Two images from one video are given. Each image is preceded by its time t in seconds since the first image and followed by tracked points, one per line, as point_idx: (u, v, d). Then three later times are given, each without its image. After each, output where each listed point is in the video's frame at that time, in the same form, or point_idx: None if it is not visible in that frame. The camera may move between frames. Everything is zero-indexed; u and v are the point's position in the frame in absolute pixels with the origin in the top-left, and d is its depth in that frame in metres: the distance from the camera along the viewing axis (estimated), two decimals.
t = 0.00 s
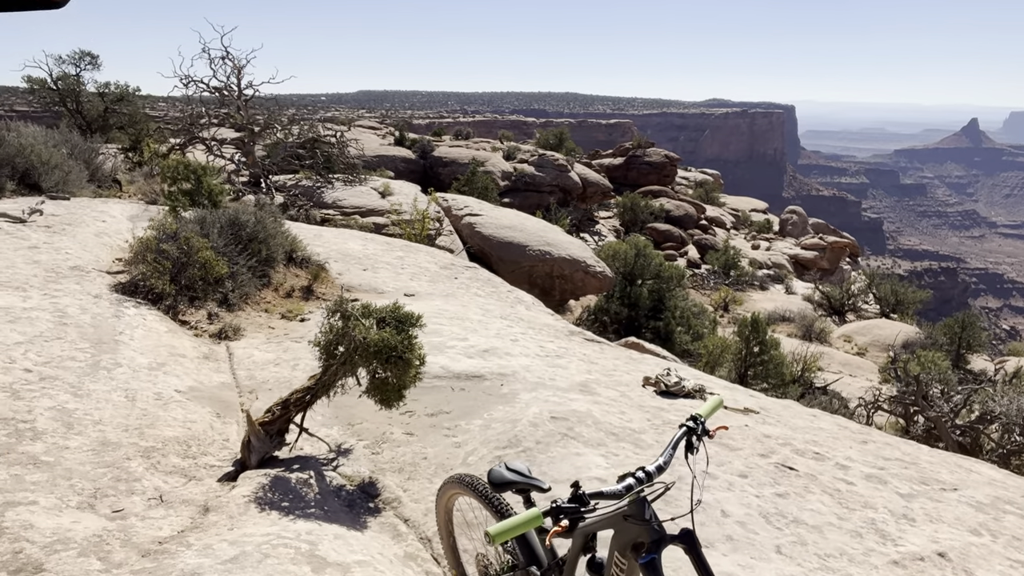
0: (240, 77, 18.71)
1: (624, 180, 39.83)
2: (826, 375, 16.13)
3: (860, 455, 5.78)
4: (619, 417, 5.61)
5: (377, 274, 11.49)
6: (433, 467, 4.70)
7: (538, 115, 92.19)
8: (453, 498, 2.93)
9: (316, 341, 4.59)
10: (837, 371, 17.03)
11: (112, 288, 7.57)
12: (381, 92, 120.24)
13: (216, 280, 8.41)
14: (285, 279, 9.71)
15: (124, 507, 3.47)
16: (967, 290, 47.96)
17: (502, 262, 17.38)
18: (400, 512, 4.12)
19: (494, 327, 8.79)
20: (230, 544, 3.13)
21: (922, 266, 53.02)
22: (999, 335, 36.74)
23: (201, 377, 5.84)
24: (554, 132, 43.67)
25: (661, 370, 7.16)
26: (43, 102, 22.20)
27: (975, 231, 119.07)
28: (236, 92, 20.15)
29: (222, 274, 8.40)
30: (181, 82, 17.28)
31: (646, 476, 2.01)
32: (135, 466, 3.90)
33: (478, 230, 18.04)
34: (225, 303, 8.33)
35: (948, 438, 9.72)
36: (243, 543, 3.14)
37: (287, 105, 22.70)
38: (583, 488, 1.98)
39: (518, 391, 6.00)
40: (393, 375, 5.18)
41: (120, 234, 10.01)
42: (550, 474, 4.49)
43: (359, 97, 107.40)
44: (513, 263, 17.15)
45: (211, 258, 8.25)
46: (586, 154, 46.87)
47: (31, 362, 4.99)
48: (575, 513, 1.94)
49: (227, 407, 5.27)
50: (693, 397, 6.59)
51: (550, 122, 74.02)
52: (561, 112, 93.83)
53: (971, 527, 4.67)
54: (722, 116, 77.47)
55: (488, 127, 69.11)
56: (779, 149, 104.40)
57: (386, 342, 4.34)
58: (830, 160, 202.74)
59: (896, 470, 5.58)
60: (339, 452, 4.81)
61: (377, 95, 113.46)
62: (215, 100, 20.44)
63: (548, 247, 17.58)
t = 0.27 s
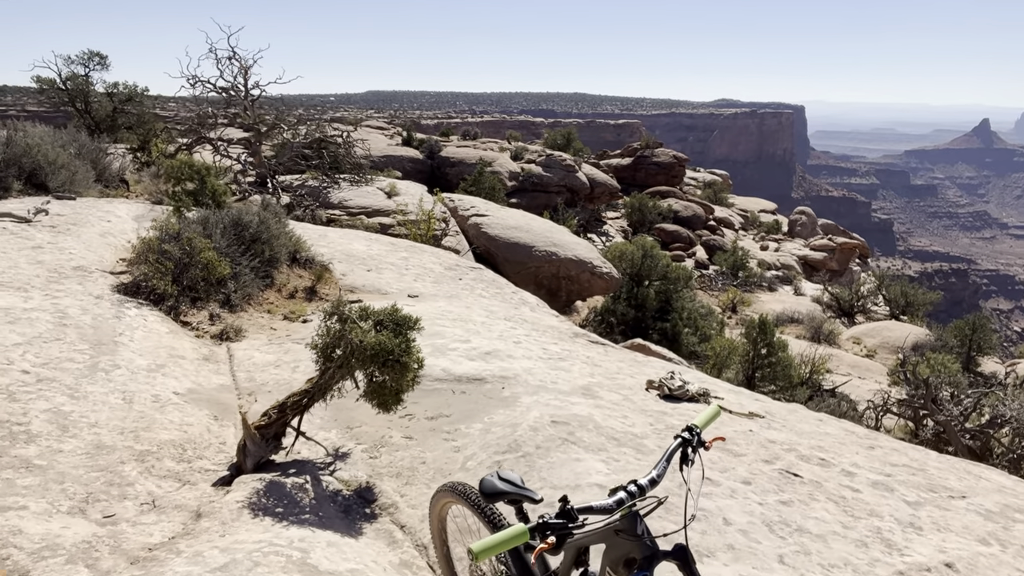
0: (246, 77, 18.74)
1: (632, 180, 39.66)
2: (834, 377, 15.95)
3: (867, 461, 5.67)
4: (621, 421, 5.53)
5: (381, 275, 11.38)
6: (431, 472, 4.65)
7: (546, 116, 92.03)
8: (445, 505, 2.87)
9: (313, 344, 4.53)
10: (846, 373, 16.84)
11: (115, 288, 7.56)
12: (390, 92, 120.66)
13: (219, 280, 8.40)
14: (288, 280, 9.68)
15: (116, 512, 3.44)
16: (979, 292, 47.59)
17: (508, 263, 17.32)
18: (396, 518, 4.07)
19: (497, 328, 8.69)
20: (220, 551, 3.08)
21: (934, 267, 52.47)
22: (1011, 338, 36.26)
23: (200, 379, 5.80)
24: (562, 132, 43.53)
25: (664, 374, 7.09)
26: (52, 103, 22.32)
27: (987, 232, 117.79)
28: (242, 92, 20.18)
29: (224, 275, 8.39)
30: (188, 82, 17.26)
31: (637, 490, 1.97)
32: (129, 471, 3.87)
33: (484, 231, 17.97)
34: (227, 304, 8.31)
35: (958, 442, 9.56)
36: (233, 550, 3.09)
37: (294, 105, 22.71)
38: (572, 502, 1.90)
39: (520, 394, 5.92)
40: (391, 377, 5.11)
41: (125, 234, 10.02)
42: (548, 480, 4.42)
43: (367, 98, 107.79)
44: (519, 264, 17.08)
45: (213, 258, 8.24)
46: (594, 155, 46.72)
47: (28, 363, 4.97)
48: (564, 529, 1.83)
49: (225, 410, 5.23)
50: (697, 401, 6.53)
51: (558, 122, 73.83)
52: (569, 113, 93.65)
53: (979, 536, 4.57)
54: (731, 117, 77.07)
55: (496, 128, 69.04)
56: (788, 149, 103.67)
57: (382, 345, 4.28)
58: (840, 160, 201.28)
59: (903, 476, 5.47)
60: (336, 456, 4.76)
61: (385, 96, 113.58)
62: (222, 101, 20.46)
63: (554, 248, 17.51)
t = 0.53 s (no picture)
0: (250, 78, 18.79)
1: (636, 181, 39.52)
2: (839, 380, 15.81)
3: (870, 468, 5.58)
4: (620, 426, 5.46)
5: (382, 276, 11.29)
6: (426, 478, 4.58)
7: (550, 116, 91.89)
8: (436, 516, 2.81)
9: (307, 348, 4.47)
10: (851, 376, 16.69)
11: (112, 290, 7.53)
12: (395, 92, 120.80)
13: (217, 282, 8.36)
14: (288, 281, 9.63)
15: (103, 520, 3.40)
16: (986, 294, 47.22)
17: (511, 264, 17.25)
18: (389, 526, 4.00)
19: (497, 330, 8.61)
20: (207, 561, 3.03)
21: (940, 269, 52.12)
22: (1017, 340, 36.01)
23: (196, 383, 5.75)
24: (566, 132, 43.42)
25: (665, 378, 7.00)
26: (57, 104, 22.42)
27: (994, 233, 117.08)
28: (245, 93, 20.15)
29: (223, 276, 8.35)
30: (191, 82, 17.20)
31: (627, 509, 1.92)
32: (119, 477, 3.83)
33: (487, 232, 17.89)
34: (226, 306, 8.26)
35: (964, 447, 9.42)
36: (221, 560, 3.05)
37: (297, 106, 22.68)
38: (558, 521, 1.85)
39: (518, 399, 5.85)
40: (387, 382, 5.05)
41: (125, 234, 9.99)
42: (545, 487, 4.34)
43: (372, 98, 107.91)
44: (522, 265, 17.01)
45: (212, 260, 8.20)
46: (598, 155, 46.59)
47: (21, 366, 4.93)
48: (549, 548, 1.78)
49: (219, 415, 5.18)
50: (698, 406, 6.44)
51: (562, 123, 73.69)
52: (574, 113, 93.48)
53: (985, 546, 4.47)
54: (737, 118, 76.79)
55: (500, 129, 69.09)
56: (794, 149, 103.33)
57: (376, 350, 4.22)
58: (846, 161, 200.44)
59: (908, 484, 5.37)
60: (331, 462, 4.69)
61: (390, 96, 113.77)
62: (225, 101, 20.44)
63: (557, 249, 17.44)
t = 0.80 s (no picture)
0: (250, 78, 18.76)
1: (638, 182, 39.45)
2: (841, 382, 15.73)
3: (870, 473, 5.54)
4: (618, 430, 5.42)
5: (381, 277, 11.24)
6: (421, 482, 4.54)
7: (552, 117, 91.80)
8: (426, 523, 2.78)
9: (300, 352, 4.43)
10: (853, 377, 16.62)
11: (109, 291, 7.51)
12: (397, 93, 120.90)
13: (214, 283, 8.33)
14: (286, 283, 9.60)
15: (93, 525, 3.38)
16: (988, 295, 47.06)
17: (511, 265, 17.21)
18: (382, 532, 3.97)
19: (495, 332, 8.56)
20: (195, 568, 3.01)
21: (942, 270, 51.98)
22: (1019, 341, 35.87)
23: (191, 386, 5.71)
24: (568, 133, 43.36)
25: (664, 381, 6.95)
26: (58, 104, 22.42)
27: (997, 234, 116.70)
28: (245, 93, 20.11)
29: (221, 277, 8.33)
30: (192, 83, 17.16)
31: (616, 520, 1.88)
32: (109, 482, 3.81)
33: (487, 233, 17.85)
34: (223, 308, 8.24)
35: (966, 450, 9.34)
36: (209, 568, 3.02)
37: (298, 107, 22.65)
38: (543, 535, 1.81)
39: (515, 402, 5.81)
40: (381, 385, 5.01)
41: (123, 235, 9.96)
42: (541, 492, 4.30)
43: (374, 98, 107.93)
44: (523, 266, 16.97)
45: (209, 262, 8.16)
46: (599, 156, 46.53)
47: (15, 369, 4.91)
48: (533, 563, 1.73)
49: (213, 418, 5.14)
50: (697, 410, 6.40)
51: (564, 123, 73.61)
52: (576, 113, 93.37)
53: (985, 552, 4.42)
54: (739, 118, 76.69)
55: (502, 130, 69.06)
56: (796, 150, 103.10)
57: (370, 354, 4.19)
58: (847, 162, 200.04)
59: (907, 489, 5.32)
60: (325, 466, 4.66)
61: (391, 97, 113.78)
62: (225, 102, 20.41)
63: (557, 250, 17.39)
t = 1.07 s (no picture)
0: (245, 78, 18.69)
1: (635, 183, 39.45)
2: (837, 382, 15.72)
3: (860, 473, 5.53)
4: (607, 430, 5.40)
5: (374, 278, 11.21)
6: (408, 482, 4.52)
7: (550, 117, 91.72)
8: (407, 523, 2.77)
9: (287, 351, 4.42)
10: (849, 378, 16.62)
11: (99, 291, 7.47)
12: (395, 94, 120.68)
13: (205, 283, 8.30)
14: (279, 283, 9.58)
15: (74, 526, 3.36)
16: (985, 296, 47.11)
17: (507, 266, 17.18)
18: (368, 532, 3.95)
19: (488, 332, 8.54)
20: (176, 568, 2.99)
21: (939, 270, 52.05)
22: (1016, 342, 35.90)
23: (179, 386, 5.68)
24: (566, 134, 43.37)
25: (655, 381, 6.95)
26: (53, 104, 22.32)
27: (994, 234, 116.91)
28: (240, 93, 20.04)
29: (212, 277, 8.30)
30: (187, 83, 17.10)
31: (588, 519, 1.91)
32: (93, 482, 3.79)
33: (483, 233, 17.81)
34: (215, 307, 8.21)
35: (961, 450, 9.33)
36: (189, 568, 3.00)
37: (294, 107, 22.58)
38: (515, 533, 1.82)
39: (505, 402, 5.80)
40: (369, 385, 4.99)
41: (116, 235, 9.92)
42: (528, 492, 4.29)
43: (372, 99, 107.72)
44: (519, 267, 16.94)
45: (200, 261, 8.13)
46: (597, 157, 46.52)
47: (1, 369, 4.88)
48: (503, 562, 1.73)
49: (200, 418, 5.12)
50: (688, 410, 6.40)
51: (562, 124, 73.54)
52: (574, 114, 93.34)
53: (974, 552, 4.42)
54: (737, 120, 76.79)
55: (500, 130, 68.98)
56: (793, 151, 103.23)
57: (356, 353, 4.17)
58: (845, 163, 200.38)
59: (897, 489, 5.32)
60: (312, 466, 4.64)
61: (389, 98, 113.76)
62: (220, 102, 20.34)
63: (553, 250, 17.37)
